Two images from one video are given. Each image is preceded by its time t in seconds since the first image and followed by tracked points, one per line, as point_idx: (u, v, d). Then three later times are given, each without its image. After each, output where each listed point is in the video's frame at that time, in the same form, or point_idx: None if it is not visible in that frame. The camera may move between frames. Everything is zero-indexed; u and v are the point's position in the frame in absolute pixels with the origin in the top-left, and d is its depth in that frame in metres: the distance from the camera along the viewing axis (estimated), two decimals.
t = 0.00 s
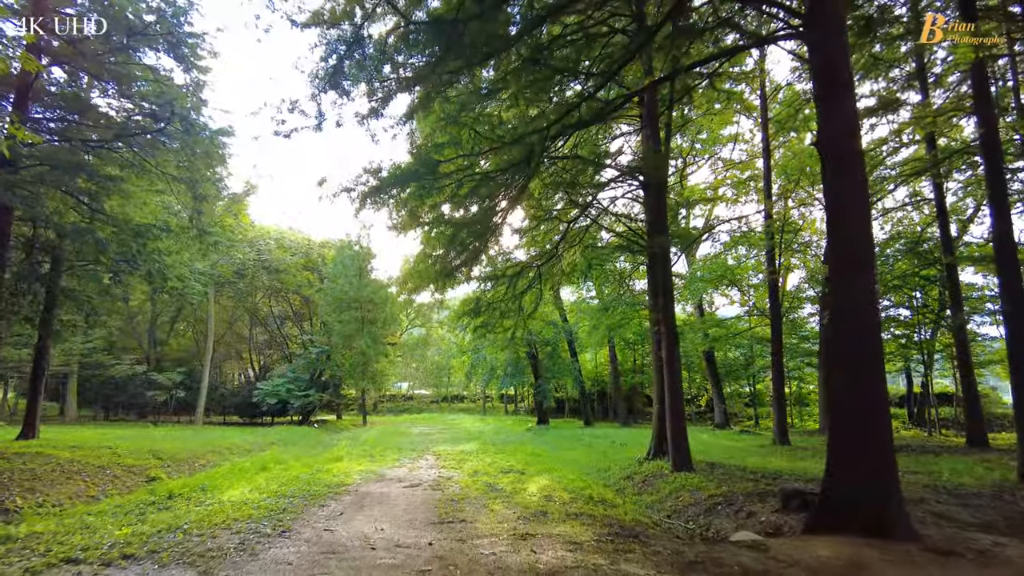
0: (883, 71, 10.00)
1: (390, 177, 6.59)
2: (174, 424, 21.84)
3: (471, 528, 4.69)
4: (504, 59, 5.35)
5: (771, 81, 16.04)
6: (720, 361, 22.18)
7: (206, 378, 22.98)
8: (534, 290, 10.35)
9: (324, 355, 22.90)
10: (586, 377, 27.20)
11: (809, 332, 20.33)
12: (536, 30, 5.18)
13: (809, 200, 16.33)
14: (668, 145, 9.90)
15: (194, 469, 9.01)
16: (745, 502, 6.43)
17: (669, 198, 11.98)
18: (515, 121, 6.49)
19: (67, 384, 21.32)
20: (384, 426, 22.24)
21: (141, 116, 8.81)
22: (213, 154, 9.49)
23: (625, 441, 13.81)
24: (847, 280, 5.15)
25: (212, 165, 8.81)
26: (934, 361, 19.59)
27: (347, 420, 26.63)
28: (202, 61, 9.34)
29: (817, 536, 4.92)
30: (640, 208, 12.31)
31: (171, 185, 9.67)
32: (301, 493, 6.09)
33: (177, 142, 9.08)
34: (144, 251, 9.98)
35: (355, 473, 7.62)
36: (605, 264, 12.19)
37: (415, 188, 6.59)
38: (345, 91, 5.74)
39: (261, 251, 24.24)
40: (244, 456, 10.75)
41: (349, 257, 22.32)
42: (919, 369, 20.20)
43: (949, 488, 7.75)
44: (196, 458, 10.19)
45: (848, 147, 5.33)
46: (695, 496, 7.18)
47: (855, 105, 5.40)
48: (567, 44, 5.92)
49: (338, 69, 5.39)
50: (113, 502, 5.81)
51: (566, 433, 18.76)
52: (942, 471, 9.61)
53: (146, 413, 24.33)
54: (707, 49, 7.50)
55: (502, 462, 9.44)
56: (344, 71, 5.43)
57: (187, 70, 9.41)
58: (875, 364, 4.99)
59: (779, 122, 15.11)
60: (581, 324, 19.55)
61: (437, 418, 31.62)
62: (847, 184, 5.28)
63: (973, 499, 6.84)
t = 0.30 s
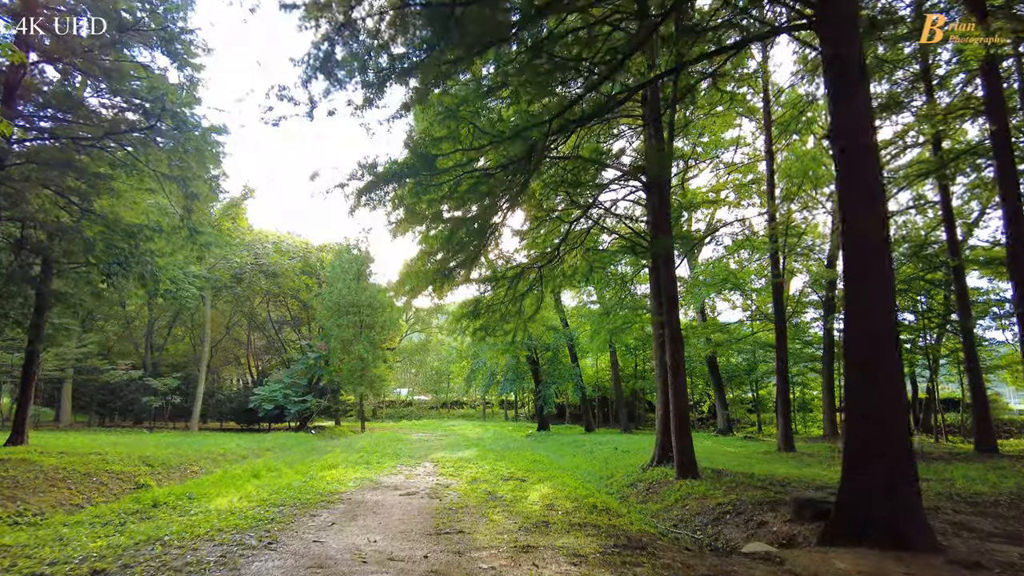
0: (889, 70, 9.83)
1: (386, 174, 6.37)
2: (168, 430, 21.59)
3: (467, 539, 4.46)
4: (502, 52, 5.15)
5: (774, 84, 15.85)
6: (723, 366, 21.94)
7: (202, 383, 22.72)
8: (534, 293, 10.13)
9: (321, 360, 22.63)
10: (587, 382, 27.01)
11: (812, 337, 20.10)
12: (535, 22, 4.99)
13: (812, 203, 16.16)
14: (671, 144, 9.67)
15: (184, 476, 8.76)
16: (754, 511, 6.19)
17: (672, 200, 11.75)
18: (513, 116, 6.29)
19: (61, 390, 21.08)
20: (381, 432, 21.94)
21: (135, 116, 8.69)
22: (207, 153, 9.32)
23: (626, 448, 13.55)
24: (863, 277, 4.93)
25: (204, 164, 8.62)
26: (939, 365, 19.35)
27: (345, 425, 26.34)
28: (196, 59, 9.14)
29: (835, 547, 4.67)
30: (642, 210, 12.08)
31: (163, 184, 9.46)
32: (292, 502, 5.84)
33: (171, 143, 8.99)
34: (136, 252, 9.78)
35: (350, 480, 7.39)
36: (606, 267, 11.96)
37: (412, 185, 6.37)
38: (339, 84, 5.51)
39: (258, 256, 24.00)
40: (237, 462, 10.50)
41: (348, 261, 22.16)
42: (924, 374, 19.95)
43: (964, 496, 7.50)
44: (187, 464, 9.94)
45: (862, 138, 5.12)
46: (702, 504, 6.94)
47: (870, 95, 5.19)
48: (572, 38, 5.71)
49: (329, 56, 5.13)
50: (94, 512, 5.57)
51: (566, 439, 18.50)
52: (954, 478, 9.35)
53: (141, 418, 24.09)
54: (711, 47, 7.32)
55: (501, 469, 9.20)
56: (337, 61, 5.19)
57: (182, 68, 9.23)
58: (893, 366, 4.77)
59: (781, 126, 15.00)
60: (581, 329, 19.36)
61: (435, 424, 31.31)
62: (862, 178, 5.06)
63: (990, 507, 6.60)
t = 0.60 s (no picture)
0: (899, 66, 9.61)
1: (382, 169, 6.13)
2: (164, 435, 21.32)
3: (465, 553, 4.21)
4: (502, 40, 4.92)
5: (776, 84, 15.66)
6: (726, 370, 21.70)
7: (198, 387, 22.44)
8: (535, 295, 9.89)
9: (319, 363, 22.35)
10: (588, 386, 26.78)
11: (817, 341, 19.86)
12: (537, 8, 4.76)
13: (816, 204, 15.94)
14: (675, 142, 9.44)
15: (174, 483, 8.51)
16: (766, 521, 5.92)
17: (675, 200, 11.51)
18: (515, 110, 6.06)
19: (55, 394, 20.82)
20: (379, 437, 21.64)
21: (125, 112, 8.51)
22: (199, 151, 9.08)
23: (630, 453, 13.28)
24: (884, 272, 4.68)
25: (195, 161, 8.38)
26: (946, 369, 19.08)
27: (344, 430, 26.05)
28: (189, 54, 8.96)
29: (856, 560, 4.40)
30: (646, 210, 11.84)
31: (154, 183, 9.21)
32: (282, 511, 5.59)
33: (163, 139, 8.85)
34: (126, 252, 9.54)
35: (344, 488, 7.14)
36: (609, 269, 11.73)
37: (409, 181, 6.14)
38: (330, 73, 5.27)
39: (255, 258, 23.81)
40: (231, 469, 10.23)
41: (347, 264, 21.96)
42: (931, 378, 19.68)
43: (984, 504, 7.22)
44: (179, 470, 9.68)
45: (881, 126, 4.88)
46: (712, 512, 6.66)
47: (888, 82, 4.95)
48: (575, 28, 5.49)
49: (319, 43, 4.88)
50: (72, 522, 5.30)
51: (567, 444, 18.22)
52: (970, 484, 9.07)
53: (137, 423, 23.83)
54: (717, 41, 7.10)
55: (502, 476, 8.94)
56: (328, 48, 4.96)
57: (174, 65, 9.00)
58: (917, 366, 4.51)
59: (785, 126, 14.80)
60: (582, 332, 19.12)
61: (435, 428, 31.02)
62: (881, 169, 4.83)
63: (1014, 517, 6.33)
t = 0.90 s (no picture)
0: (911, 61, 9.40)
1: (381, 161, 5.90)
2: (161, 437, 21.04)
3: (468, 563, 3.97)
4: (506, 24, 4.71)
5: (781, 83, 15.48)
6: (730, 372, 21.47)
7: (196, 389, 22.16)
8: (539, 294, 9.67)
9: (317, 365, 22.08)
10: (590, 389, 26.57)
11: (822, 343, 19.63)
12: None
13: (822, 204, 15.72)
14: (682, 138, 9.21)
15: (166, 487, 8.27)
16: (780, 527, 5.69)
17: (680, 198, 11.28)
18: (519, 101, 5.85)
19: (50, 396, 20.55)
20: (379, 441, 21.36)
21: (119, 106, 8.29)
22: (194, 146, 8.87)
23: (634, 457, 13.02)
24: (908, 267, 4.46)
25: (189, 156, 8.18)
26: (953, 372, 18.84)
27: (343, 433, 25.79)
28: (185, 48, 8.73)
29: (879, 570, 4.17)
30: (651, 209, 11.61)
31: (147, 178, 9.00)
32: (276, 517, 5.36)
33: (157, 135, 8.72)
34: (120, 250, 9.32)
35: (342, 493, 6.90)
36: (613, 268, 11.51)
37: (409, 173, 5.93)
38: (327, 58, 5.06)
39: (254, 259, 23.57)
40: (226, 472, 9.98)
41: (346, 265, 21.73)
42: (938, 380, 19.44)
43: (1004, 509, 6.99)
44: (172, 474, 9.43)
45: (903, 116, 4.66)
46: (723, 518, 6.42)
47: (911, 69, 4.73)
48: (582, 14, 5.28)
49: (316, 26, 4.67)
50: (56, 529, 5.07)
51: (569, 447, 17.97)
52: (986, 489, 8.83)
53: (134, 426, 23.55)
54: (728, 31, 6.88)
55: (504, 480, 8.70)
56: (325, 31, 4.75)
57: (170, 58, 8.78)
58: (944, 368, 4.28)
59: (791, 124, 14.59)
60: (585, 334, 18.87)
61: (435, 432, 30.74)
62: (904, 161, 4.60)
63: None
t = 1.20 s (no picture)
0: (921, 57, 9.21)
1: (380, 155, 5.67)
2: (157, 441, 20.78)
3: None
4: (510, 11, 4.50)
5: (784, 83, 15.31)
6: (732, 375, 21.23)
7: (193, 392, 21.91)
8: (541, 295, 9.45)
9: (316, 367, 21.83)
10: (591, 392, 26.31)
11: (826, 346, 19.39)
12: None
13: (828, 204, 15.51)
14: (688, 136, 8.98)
15: (157, 493, 8.02)
16: (793, 536, 5.46)
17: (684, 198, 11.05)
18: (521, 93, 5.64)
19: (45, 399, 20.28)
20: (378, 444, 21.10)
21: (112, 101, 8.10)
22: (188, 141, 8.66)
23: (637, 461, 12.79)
24: (933, 264, 4.22)
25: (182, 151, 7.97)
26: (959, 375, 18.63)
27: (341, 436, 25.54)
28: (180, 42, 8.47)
29: None
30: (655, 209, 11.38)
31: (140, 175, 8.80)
32: (268, 525, 5.13)
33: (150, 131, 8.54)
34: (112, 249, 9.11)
35: (337, 499, 6.67)
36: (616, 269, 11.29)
37: (408, 168, 5.68)
38: (322, 44, 4.85)
39: (252, 260, 23.30)
40: (219, 477, 9.74)
41: (345, 266, 21.51)
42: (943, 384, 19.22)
43: None
44: (165, 479, 9.19)
45: (925, 107, 4.41)
46: (733, 526, 6.18)
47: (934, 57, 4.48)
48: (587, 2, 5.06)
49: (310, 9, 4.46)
50: (37, 539, 4.84)
51: (570, 452, 17.72)
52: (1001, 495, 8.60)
53: (131, 428, 23.30)
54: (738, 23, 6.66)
55: (505, 486, 8.45)
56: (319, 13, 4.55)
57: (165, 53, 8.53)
58: (970, 369, 4.05)
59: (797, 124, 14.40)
60: (586, 336, 18.63)
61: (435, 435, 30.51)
62: (927, 152, 4.36)
63: None
